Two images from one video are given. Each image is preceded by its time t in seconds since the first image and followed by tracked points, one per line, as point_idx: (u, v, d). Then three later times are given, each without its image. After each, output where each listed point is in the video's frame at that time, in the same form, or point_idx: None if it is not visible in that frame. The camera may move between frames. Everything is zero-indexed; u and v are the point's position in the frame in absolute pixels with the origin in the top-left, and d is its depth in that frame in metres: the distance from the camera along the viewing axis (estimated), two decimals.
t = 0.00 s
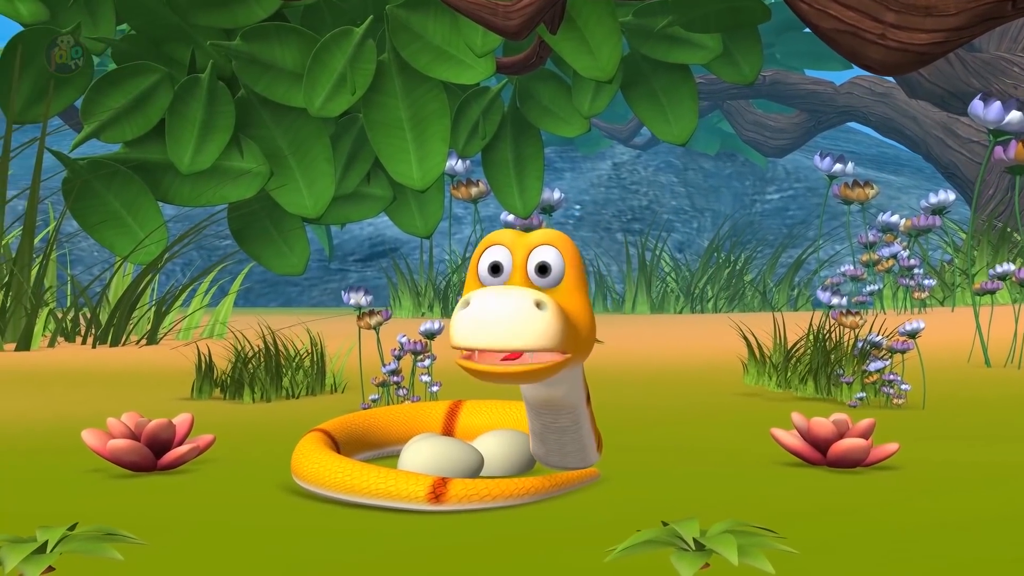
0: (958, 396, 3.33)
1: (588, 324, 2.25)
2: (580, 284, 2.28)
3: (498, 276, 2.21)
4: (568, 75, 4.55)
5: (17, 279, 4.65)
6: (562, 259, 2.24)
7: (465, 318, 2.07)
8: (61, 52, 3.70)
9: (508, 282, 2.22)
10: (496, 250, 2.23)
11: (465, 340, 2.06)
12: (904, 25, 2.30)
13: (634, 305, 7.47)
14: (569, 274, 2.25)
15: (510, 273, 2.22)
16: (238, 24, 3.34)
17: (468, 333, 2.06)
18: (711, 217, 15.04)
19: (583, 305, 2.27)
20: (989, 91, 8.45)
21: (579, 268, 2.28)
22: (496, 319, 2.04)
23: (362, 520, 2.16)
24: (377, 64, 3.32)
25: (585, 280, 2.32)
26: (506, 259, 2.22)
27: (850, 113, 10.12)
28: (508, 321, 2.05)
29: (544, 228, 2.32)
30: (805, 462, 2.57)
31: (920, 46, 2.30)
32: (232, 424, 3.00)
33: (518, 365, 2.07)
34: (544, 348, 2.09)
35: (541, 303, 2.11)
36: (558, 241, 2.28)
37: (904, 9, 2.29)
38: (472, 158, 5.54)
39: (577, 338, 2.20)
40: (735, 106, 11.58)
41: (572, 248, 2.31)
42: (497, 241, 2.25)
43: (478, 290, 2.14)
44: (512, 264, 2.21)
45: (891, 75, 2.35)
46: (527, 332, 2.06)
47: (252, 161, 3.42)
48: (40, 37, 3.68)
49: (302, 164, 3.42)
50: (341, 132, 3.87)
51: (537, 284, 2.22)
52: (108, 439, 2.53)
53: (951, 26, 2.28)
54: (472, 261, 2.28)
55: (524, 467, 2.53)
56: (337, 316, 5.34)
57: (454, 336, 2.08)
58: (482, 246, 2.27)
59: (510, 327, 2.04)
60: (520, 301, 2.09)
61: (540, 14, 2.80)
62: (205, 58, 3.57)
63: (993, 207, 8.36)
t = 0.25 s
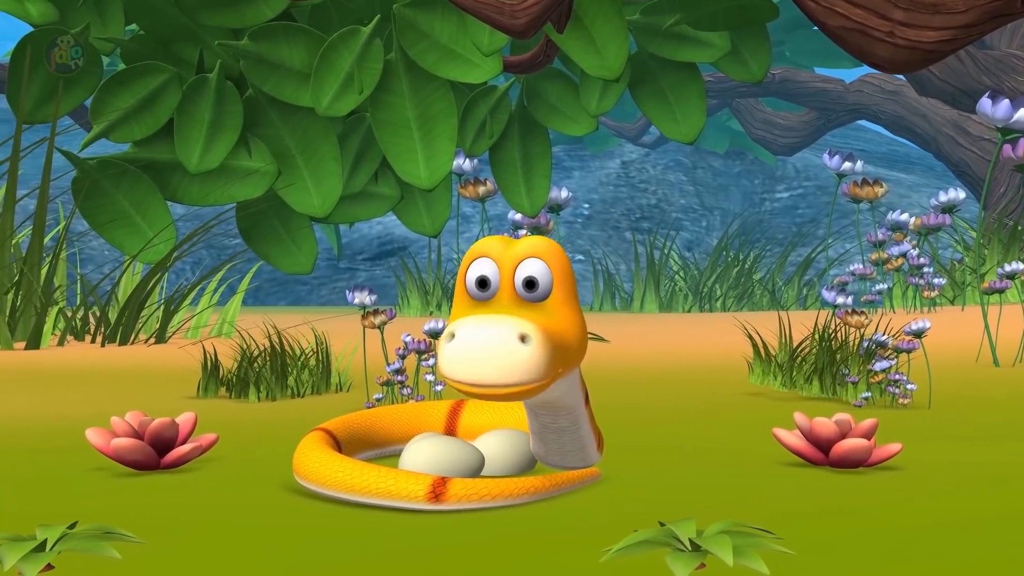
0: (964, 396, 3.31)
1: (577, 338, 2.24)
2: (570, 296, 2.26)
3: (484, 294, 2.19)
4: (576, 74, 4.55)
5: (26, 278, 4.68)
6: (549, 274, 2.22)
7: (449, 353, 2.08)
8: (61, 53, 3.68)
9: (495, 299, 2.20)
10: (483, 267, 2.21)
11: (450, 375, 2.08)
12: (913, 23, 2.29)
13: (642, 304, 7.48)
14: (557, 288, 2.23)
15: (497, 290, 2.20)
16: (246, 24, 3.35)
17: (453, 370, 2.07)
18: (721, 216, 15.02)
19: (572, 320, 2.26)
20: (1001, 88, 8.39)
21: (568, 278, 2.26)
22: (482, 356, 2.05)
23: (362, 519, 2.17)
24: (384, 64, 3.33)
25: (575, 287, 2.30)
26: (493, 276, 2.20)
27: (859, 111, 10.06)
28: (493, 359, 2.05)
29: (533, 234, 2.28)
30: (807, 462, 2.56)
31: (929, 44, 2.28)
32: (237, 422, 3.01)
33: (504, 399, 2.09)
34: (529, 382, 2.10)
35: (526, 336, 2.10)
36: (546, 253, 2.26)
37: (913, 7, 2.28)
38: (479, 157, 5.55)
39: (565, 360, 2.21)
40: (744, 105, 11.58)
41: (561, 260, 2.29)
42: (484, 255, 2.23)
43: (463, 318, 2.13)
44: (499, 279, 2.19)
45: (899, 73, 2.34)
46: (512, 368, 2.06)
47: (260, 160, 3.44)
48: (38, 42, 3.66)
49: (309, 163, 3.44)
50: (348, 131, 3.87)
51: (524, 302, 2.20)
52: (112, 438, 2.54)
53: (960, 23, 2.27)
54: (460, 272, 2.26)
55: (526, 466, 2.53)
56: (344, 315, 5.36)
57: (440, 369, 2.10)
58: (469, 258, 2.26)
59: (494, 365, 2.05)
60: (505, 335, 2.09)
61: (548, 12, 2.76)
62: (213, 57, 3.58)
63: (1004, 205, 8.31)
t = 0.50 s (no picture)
0: (971, 395, 3.30)
1: (567, 354, 2.30)
2: (559, 310, 2.31)
3: (473, 309, 2.26)
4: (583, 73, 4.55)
5: (36, 277, 4.71)
6: (537, 289, 2.27)
7: (438, 372, 2.19)
8: (61, 52, 3.76)
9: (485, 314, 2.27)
10: (471, 282, 2.27)
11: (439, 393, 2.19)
12: (921, 20, 2.27)
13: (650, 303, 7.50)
14: (546, 303, 2.29)
15: (485, 305, 2.26)
16: (253, 24, 3.36)
17: (441, 389, 2.18)
18: (730, 214, 15.00)
19: (562, 333, 2.32)
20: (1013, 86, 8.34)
21: (557, 293, 2.31)
22: (468, 377, 2.16)
23: (362, 519, 2.17)
24: (391, 62, 3.33)
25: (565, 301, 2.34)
26: (481, 291, 2.26)
27: (869, 109, 10.01)
28: (479, 381, 2.16)
29: (524, 246, 2.33)
30: (810, 462, 2.56)
31: (937, 41, 2.27)
32: (242, 421, 3.03)
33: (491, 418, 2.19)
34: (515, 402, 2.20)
35: (512, 357, 2.19)
36: (535, 268, 2.31)
37: (921, 5, 2.26)
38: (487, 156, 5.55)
39: (554, 376, 2.28)
40: (754, 103, 11.40)
41: (551, 273, 2.34)
42: (473, 270, 2.30)
43: (453, 338, 2.23)
44: (487, 294, 2.26)
45: (908, 71, 2.33)
46: (498, 389, 2.16)
47: (268, 160, 3.45)
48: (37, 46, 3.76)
49: (317, 163, 3.45)
50: (355, 130, 3.89)
51: (512, 318, 2.26)
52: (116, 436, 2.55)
53: (968, 21, 2.25)
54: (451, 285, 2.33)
55: (528, 464, 2.54)
56: (351, 314, 5.38)
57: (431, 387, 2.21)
58: (459, 271, 2.32)
59: (480, 387, 2.16)
60: (491, 356, 2.19)
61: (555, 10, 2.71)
62: (221, 57, 3.59)
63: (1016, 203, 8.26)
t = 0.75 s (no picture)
0: (976, 395, 3.28)
1: (559, 365, 2.30)
2: (551, 321, 2.31)
3: (464, 321, 2.28)
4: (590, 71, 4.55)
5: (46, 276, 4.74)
6: (528, 300, 2.28)
7: (428, 387, 2.20)
8: (61, 52, 3.81)
9: (476, 326, 2.29)
10: (461, 294, 2.29)
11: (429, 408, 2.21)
12: (929, 18, 2.24)
13: (659, 301, 7.50)
14: (537, 314, 2.29)
15: (476, 317, 2.28)
16: (261, 23, 3.37)
17: (431, 405, 2.19)
18: (739, 213, 14.97)
19: (555, 343, 2.32)
20: None
21: (549, 303, 2.31)
22: (457, 396, 2.16)
23: (363, 518, 2.18)
24: (398, 61, 3.34)
25: (557, 311, 2.35)
26: (472, 302, 2.28)
27: (879, 107, 9.96)
28: (469, 399, 2.16)
29: (515, 256, 2.33)
30: (813, 462, 2.55)
31: (946, 39, 2.24)
32: (246, 420, 3.04)
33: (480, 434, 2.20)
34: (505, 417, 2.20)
35: (502, 373, 2.20)
36: (526, 279, 2.30)
37: (929, 2, 2.23)
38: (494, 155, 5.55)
39: (547, 389, 2.29)
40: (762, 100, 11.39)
41: (543, 282, 2.34)
42: (464, 281, 2.31)
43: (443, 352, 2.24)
44: (478, 306, 2.27)
45: (915, 70, 2.29)
46: (488, 405, 2.17)
47: (276, 159, 3.45)
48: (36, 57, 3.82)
49: (325, 162, 3.46)
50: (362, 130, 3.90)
51: (502, 330, 2.27)
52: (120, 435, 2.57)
53: (977, 18, 2.23)
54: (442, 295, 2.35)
55: (529, 464, 2.54)
56: (357, 313, 5.39)
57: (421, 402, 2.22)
58: (451, 282, 2.33)
59: (469, 404, 2.16)
60: (481, 373, 2.19)
61: (563, 10, 2.69)
62: (229, 57, 3.61)
63: None
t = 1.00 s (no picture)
0: (982, 395, 3.26)
1: (557, 362, 2.30)
2: (548, 318, 2.32)
3: (462, 317, 2.28)
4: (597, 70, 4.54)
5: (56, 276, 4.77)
6: (525, 297, 2.29)
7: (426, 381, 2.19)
8: (62, 52, 3.82)
9: (473, 323, 2.29)
10: (460, 290, 2.30)
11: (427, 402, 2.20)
12: (937, 16, 2.22)
13: (666, 300, 7.63)
14: (535, 311, 2.30)
15: (474, 314, 2.28)
16: (268, 23, 3.38)
17: (428, 398, 2.18)
18: (749, 211, 14.94)
19: (552, 340, 2.32)
20: None
21: (546, 301, 2.32)
22: (454, 388, 2.15)
23: (362, 517, 2.18)
24: (406, 61, 3.34)
25: (555, 309, 2.35)
26: (470, 299, 2.29)
27: (889, 105, 9.90)
28: (465, 391, 2.16)
29: (512, 254, 2.34)
30: (816, 462, 2.54)
31: (955, 36, 2.22)
32: (252, 419, 3.05)
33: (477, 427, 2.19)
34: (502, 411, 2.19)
35: (499, 367, 2.19)
36: (524, 277, 2.31)
37: None
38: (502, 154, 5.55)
39: (544, 385, 2.28)
40: (772, 99, 11.30)
41: (541, 280, 2.34)
42: (461, 278, 2.31)
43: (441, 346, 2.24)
44: (476, 303, 2.28)
45: (923, 67, 2.28)
46: (485, 398, 2.16)
47: (284, 158, 3.47)
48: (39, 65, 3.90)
49: (333, 161, 3.47)
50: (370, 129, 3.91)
51: (500, 326, 2.28)
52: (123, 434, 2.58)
53: (987, 16, 2.21)
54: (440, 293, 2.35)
55: (531, 463, 2.54)
56: (364, 312, 5.41)
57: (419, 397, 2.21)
58: (449, 280, 2.34)
59: (466, 396, 2.15)
60: (478, 366, 2.19)
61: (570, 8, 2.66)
62: (238, 57, 3.62)
63: None
